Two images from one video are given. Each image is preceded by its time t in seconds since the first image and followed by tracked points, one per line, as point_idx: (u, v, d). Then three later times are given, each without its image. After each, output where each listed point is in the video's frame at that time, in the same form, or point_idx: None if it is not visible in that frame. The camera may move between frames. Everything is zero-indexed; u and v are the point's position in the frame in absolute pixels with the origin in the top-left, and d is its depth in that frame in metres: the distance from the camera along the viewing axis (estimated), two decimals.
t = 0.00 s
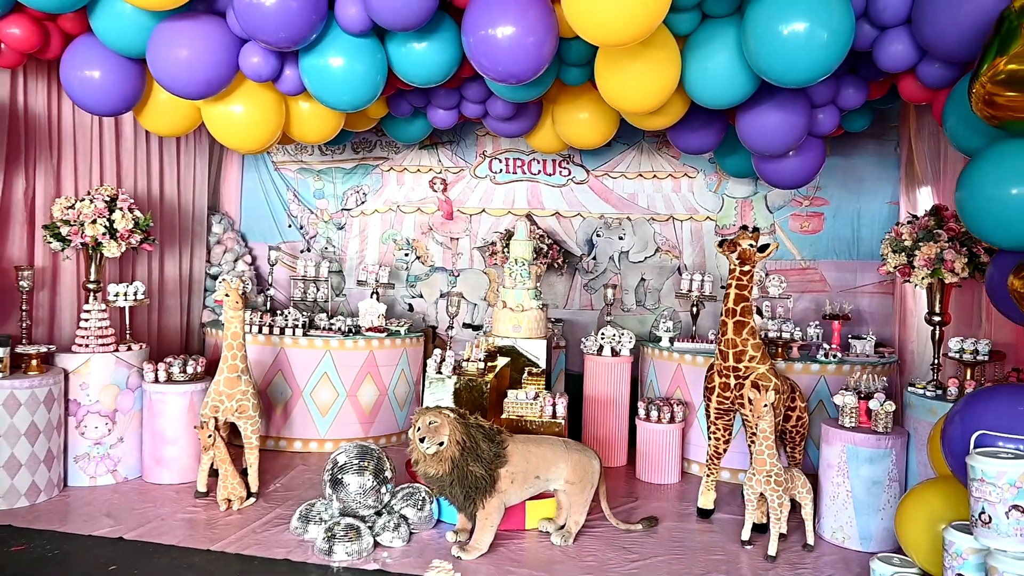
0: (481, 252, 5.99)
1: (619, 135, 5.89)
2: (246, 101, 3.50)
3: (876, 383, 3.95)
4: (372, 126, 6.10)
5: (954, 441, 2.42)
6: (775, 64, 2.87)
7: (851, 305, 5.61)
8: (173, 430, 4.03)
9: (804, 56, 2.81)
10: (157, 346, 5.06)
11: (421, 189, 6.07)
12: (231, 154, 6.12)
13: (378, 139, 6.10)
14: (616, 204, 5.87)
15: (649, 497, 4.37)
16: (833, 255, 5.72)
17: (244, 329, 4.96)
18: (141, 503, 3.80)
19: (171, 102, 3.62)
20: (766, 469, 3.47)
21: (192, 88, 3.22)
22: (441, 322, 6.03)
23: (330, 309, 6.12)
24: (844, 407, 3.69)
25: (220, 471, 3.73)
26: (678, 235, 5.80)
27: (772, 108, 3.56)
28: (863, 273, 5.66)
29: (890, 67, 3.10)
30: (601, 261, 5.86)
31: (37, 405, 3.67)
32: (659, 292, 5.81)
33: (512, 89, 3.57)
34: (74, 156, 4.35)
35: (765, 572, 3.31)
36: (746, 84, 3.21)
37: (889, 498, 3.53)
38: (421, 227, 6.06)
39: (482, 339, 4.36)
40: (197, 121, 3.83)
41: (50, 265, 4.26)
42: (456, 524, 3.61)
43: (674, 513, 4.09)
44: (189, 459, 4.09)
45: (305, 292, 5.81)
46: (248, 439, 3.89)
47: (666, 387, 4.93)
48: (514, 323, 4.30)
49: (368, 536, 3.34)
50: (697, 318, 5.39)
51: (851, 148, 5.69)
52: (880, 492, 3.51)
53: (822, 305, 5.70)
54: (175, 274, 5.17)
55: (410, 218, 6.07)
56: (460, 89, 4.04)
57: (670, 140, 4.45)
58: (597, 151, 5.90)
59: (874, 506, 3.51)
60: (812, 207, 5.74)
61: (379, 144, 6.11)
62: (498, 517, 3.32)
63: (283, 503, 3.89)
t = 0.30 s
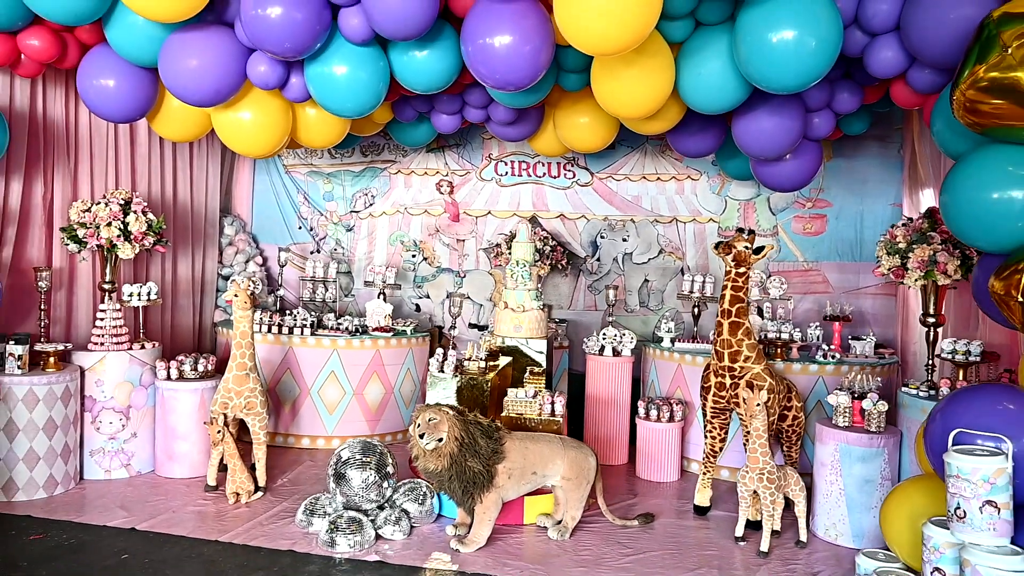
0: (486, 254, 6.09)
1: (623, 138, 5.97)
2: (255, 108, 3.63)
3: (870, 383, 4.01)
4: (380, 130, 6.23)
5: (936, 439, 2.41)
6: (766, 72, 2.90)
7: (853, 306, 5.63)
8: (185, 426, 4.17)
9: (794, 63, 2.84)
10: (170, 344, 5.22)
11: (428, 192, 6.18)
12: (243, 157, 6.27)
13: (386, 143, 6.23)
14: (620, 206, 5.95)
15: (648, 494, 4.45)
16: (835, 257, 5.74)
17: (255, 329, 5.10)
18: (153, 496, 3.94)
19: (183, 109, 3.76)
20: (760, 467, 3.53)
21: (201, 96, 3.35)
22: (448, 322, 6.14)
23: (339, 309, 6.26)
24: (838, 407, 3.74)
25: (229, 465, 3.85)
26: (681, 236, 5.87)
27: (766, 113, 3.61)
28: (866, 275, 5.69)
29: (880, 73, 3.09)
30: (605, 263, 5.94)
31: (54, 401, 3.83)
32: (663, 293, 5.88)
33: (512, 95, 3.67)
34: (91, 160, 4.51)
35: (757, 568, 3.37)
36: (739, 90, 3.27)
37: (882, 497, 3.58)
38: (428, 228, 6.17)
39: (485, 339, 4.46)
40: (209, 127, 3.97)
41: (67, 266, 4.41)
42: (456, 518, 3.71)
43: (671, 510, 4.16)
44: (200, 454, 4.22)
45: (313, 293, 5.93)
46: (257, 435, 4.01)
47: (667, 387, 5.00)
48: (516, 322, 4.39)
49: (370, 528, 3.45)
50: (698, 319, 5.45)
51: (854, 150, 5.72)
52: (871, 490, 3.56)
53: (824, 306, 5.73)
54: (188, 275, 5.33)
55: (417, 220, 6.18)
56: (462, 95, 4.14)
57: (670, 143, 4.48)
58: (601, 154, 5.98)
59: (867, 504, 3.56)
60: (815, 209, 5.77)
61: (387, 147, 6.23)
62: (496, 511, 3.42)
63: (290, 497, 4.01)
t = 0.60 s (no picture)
0: (496, 254, 6.19)
1: (631, 140, 6.04)
2: (268, 113, 3.75)
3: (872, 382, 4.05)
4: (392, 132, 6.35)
5: (927, 434, 2.43)
6: (763, 76, 2.97)
7: (860, 306, 5.66)
8: (202, 421, 4.31)
9: (790, 68, 2.90)
10: (188, 342, 5.36)
11: (439, 193, 6.28)
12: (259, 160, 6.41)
13: (398, 145, 6.34)
14: (628, 206, 6.01)
15: (653, 490, 4.52)
16: (842, 257, 5.77)
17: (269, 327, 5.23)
18: (171, 488, 4.07)
19: (200, 114, 3.88)
20: (761, 463, 3.59)
21: (216, 102, 3.47)
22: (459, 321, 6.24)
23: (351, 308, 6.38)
24: (839, 405, 3.78)
25: (244, 459, 3.98)
26: (688, 237, 5.93)
27: (767, 116, 3.66)
28: (873, 275, 5.71)
29: (877, 76, 3.15)
30: (614, 263, 6.01)
31: (76, 396, 3.97)
32: (671, 292, 5.94)
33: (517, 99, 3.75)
34: (110, 164, 4.66)
35: (757, 562, 3.43)
36: (738, 94, 3.33)
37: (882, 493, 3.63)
38: (439, 229, 6.27)
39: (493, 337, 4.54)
40: (224, 131, 4.09)
41: (88, 266, 4.56)
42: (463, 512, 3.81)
43: (675, 505, 4.23)
44: (215, 448, 4.35)
45: (326, 292, 6.05)
46: (270, 430, 4.13)
47: (673, 385, 5.06)
48: (522, 321, 4.44)
49: (379, 520, 3.55)
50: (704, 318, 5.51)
51: (862, 151, 5.74)
52: (872, 486, 3.61)
53: (831, 306, 5.77)
54: (204, 275, 5.47)
55: (428, 221, 6.29)
56: (470, 99, 4.23)
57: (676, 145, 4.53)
58: (609, 155, 6.05)
59: (867, 501, 3.61)
60: (822, 210, 5.80)
61: (399, 149, 6.34)
62: (501, 504, 3.51)
63: (302, 490, 4.13)
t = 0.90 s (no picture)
0: (501, 253, 6.28)
1: (635, 141, 6.12)
2: (278, 116, 3.86)
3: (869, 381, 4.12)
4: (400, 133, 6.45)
5: (913, 429, 2.52)
6: (758, 81, 3.05)
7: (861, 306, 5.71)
8: (213, 416, 4.42)
9: (784, 73, 2.98)
10: (199, 339, 5.49)
11: (446, 193, 6.38)
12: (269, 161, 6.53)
13: (405, 146, 6.44)
14: (632, 207, 6.09)
15: (654, 486, 4.60)
16: (844, 257, 5.83)
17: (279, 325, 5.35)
18: (182, 481, 4.19)
19: (211, 117, 4.00)
20: (757, 459, 3.66)
21: (227, 105, 3.58)
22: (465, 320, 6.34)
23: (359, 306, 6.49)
24: (834, 402, 3.86)
25: (253, 454, 4.09)
26: (692, 237, 6.00)
27: (764, 119, 3.73)
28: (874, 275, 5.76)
29: (870, 81, 3.22)
30: (618, 262, 6.09)
31: (90, 392, 4.09)
32: (674, 292, 6.01)
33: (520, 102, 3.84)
34: (124, 166, 4.78)
35: (753, 555, 3.51)
36: (734, 98, 3.41)
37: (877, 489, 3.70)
38: (446, 229, 6.37)
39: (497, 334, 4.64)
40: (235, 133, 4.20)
41: (102, 265, 4.68)
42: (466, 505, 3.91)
43: (674, 500, 4.31)
44: (225, 443, 4.47)
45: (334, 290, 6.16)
46: (279, 425, 4.24)
47: (676, 383, 5.13)
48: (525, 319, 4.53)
49: (384, 513, 3.65)
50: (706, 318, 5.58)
51: (863, 152, 5.79)
52: (867, 482, 3.69)
53: (832, 305, 5.83)
54: (216, 274, 5.60)
55: (435, 221, 6.39)
56: (475, 102, 4.33)
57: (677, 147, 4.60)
58: (614, 156, 6.13)
59: (863, 496, 3.68)
60: (824, 210, 5.85)
61: (406, 150, 6.44)
62: (503, 498, 3.60)
63: (310, 484, 4.24)
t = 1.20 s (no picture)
0: (503, 253, 6.37)
1: (635, 143, 6.20)
2: (283, 119, 3.96)
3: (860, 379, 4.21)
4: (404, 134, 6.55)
5: (895, 425, 2.61)
6: (748, 87, 3.13)
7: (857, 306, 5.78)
8: (219, 412, 4.54)
9: (773, 80, 3.06)
10: (206, 335, 5.60)
11: (449, 194, 6.48)
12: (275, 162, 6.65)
13: (409, 147, 6.54)
14: (633, 207, 6.18)
15: (651, 482, 4.69)
16: (840, 257, 5.90)
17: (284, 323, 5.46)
18: (189, 475, 4.30)
19: (218, 120, 4.10)
20: (748, 455, 3.75)
21: (234, 109, 3.68)
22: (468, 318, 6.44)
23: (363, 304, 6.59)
24: (825, 399, 3.96)
25: (257, 448, 4.20)
26: (691, 237, 6.08)
27: (757, 123, 3.81)
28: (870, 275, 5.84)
29: (858, 87, 3.31)
30: (618, 262, 6.18)
31: (99, 387, 4.20)
32: (673, 291, 6.10)
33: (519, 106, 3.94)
34: (133, 166, 4.89)
35: (744, 548, 3.60)
36: (727, 102, 3.50)
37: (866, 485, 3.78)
38: (449, 229, 6.47)
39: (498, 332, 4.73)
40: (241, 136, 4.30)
41: (111, 263, 4.79)
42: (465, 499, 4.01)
43: (670, 495, 4.40)
44: (231, 438, 4.58)
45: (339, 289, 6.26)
46: (284, 420, 4.34)
47: (674, 381, 5.21)
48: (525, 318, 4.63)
49: (385, 506, 3.75)
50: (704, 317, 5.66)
51: (860, 154, 5.86)
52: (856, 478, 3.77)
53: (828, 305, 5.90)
54: (222, 272, 5.72)
55: (438, 221, 6.49)
56: (476, 105, 4.42)
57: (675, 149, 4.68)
58: (614, 157, 6.21)
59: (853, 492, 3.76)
60: (821, 211, 5.92)
61: (410, 151, 6.55)
62: (500, 491, 3.69)
63: (313, 478, 4.34)
